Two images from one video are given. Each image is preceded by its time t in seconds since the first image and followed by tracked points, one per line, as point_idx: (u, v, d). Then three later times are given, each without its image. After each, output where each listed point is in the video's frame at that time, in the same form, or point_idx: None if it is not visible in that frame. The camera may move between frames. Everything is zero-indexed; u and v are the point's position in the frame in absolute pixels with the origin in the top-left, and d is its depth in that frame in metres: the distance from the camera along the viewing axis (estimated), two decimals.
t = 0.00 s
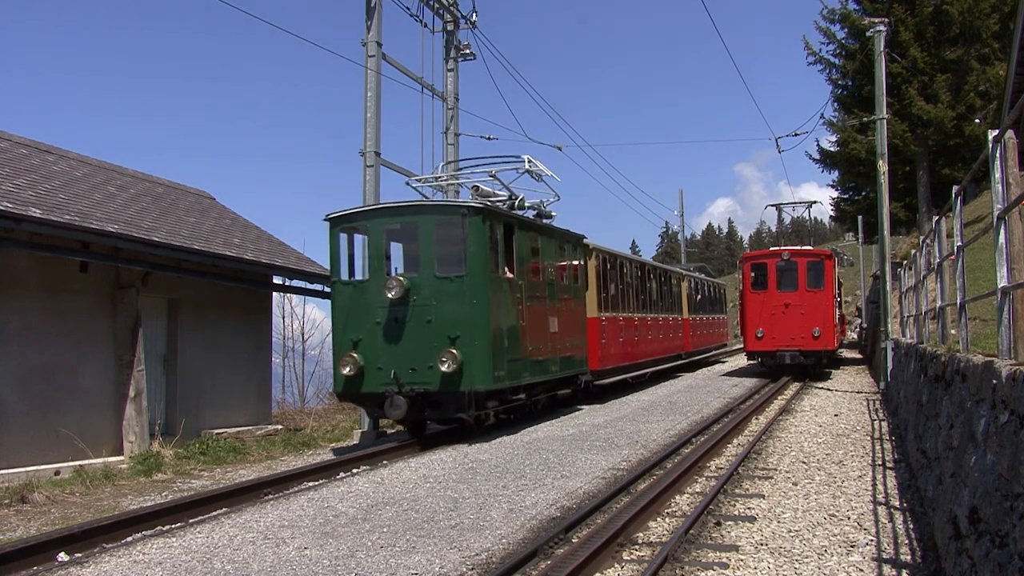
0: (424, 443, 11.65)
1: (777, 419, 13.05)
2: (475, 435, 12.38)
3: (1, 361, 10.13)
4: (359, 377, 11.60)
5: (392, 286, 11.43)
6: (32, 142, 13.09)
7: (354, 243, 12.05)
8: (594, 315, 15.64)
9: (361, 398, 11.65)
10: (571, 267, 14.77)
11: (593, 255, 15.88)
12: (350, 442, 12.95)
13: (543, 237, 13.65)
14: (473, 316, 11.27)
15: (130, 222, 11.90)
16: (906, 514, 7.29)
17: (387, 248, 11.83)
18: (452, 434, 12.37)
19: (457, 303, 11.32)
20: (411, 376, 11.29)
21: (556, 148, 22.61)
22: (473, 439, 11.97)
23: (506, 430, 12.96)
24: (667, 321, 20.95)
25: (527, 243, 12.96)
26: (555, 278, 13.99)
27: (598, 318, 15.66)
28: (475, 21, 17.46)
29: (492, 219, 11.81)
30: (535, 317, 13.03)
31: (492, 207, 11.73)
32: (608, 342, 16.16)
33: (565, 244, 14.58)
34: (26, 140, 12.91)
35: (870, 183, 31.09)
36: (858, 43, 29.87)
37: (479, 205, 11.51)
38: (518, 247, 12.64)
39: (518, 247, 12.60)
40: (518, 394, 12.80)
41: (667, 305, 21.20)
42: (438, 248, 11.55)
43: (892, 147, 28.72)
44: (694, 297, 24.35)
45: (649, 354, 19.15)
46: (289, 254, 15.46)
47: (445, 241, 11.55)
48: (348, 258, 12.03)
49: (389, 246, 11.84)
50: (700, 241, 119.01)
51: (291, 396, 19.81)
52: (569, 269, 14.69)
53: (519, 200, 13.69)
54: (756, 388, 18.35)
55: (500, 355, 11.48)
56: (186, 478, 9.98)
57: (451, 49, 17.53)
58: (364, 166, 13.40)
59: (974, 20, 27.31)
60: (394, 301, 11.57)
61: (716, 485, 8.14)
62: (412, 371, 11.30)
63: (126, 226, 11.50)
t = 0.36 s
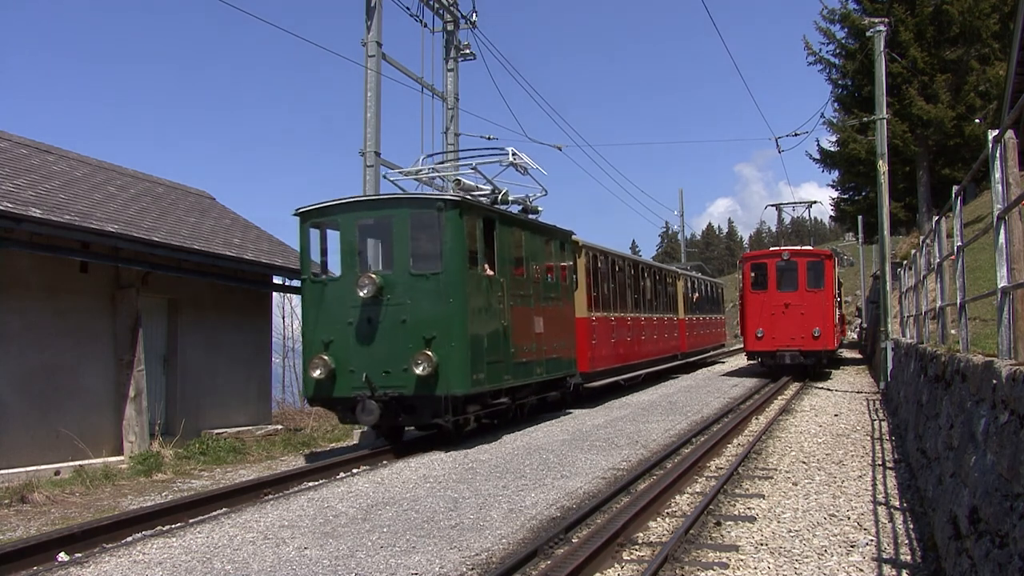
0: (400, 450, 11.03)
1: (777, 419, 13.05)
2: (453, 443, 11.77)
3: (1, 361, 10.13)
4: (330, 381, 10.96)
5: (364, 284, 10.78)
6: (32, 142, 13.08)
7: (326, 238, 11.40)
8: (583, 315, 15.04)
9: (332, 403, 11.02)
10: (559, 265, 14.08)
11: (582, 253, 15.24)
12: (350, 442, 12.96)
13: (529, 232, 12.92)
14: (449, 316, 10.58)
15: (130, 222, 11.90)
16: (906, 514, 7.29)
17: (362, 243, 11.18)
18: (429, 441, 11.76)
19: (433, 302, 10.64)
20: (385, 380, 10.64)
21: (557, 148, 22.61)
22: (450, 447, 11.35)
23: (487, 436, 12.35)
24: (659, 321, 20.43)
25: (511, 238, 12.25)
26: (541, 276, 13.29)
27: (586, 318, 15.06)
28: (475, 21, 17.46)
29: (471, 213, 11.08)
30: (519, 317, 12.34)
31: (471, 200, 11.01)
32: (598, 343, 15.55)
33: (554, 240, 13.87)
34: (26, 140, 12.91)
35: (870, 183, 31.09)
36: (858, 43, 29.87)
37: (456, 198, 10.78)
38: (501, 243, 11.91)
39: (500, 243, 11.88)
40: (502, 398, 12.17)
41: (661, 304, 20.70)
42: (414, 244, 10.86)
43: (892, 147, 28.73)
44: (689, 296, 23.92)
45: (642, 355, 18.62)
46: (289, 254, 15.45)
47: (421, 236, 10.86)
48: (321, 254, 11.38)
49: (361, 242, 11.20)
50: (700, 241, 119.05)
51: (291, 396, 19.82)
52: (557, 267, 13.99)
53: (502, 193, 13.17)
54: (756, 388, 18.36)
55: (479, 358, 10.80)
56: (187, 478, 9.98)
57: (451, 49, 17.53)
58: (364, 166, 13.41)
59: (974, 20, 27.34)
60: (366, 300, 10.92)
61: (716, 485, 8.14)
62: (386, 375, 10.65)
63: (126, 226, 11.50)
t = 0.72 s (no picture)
0: (372, 458, 10.52)
1: (777, 419, 13.05)
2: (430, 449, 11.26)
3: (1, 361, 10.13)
4: (298, 384, 10.46)
5: (333, 282, 10.31)
6: (32, 142, 13.08)
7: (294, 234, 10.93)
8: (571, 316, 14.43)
9: (300, 407, 10.53)
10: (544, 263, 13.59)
11: (569, 250, 14.65)
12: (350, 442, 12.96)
13: (509, 229, 12.43)
14: (422, 316, 10.12)
15: (130, 222, 11.91)
16: (906, 514, 7.29)
17: (332, 239, 10.72)
18: (405, 446, 11.27)
19: (405, 301, 10.18)
20: (355, 383, 10.15)
21: (556, 148, 22.64)
22: (427, 453, 10.85)
23: (468, 442, 11.83)
24: (654, 321, 19.82)
25: (490, 234, 11.78)
26: (523, 274, 12.79)
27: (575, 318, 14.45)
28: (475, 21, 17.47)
29: (446, 207, 10.62)
30: (500, 317, 11.85)
31: (446, 194, 10.56)
32: (588, 345, 14.93)
33: (537, 237, 13.39)
34: (26, 140, 12.91)
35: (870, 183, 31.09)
36: (858, 42, 29.87)
37: (430, 190, 10.32)
38: (479, 239, 11.44)
39: (479, 239, 11.40)
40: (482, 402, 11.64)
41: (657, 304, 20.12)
42: (386, 239, 10.41)
43: (892, 147, 28.74)
44: (684, 295, 23.39)
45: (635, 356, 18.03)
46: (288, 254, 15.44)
47: (393, 231, 10.42)
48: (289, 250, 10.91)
49: (332, 238, 10.72)
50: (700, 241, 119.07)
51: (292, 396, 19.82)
52: (540, 265, 13.50)
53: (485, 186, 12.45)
54: (756, 388, 18.36)
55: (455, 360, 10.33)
56: (186, 478, 9.98)
57: (451, 49, 17.53)
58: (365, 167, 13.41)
59: (974, 20, 27.35)
60: (336, 299, 10.44)
61: (716, 485, 8.14)
62: (356, 378, 10.17)
63: (126, 226, 11.50)
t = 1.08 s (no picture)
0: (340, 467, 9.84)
1: (777, 419, 13.05)
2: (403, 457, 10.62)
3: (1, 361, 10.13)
4: (261, 388, 9.76)
5: (298, 279, 9.58)
6: (32, 141, 13.08)
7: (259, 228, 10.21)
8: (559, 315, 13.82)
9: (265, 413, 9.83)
10: (528, 260, 12.93)
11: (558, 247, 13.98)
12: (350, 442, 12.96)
13: (490, 223, 11.72)
14: (392, 315, 9.39)
15: (130, 222, 11.91)
16: (906, 514, 7.29)
17: (298, 233, 10.00)
18: (376, 456, 10.55)
19: (374, 299, 9.45)
20: (322, 387, 9.46)
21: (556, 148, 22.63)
22: (397, 463, 10.13)
23: (445, 451, 11.11)
24: (649, 321, 19.22)
25: (469, 228, 11.08)
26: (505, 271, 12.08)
27: (563, 318, 13.84)
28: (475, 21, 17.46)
29: (419, 198, 9.90)
30: (479, 316, 11.16)
31: (419, 184, 9.83)
32: (577, 346, 14.32)
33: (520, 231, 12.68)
34: (26, 140, 12.92)
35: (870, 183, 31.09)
36: (858, 42, 29.88)
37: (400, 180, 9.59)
38: (456, 233, 10.72)
39: (456, 233, 10.69)
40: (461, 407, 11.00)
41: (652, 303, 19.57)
42: (354, 233, 9.69)
43: (892, 147, 28.73)
44: (681, 293, 22.95)
45: (629, 358, 17.41)
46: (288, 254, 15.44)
47: (362, 224, 9.69)
48: (253, 246, 10.19)
49: (299, 232, 10.00)
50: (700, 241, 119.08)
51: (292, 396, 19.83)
52: (525, 261, 12.80)
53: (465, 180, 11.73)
54: (756, 388, 18.36)
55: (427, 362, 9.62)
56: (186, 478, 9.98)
57: (451, 49, 17.53)
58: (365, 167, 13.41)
59: (974, 20, 27.37)
60: (302, 297, 9.72)
61: (716, 485, 8.14)
62: (323, 382, 9.47)
63: (126, 226, 11.51)
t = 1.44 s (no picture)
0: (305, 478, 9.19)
1: (777, 419, 13.05)
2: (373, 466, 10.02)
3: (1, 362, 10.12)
4: (220, 392, 9.08)
5: (258, 275, 8.90)
6: (32, 142, 13.09)
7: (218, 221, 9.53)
8: (544, 315, 13.34)
9: (224, 419, 9.15)
10: (509, 258, 12.34)
11: (542, 243, 13.46)
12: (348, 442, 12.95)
13: (467, 218, 11.11)
14: (358, 315, 8.76)
15: (130, 222, 11.91)
16: (906, 514, 7.29)
17: (261, 227, 9.34)
18: (345, 465, 9.94)
19: (340, 297, 8.82)
20: (284, 392, 8.82)
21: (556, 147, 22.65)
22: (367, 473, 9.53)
23: (419, 458, 10.51)
24: (643, 321, 18.87)
25: (445, 222, 10.47)
26: (484, 268, 11.49)
27: (548, 318, 13.36)
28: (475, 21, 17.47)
29: (390, 190, 9.28)
30: (454, 317, 10.54)
31: (389, 174, 9.21)
32: (564, 347, 13.85)
33: (500, 226, 12.09)
34: (26, 140, 12.92)
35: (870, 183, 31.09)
36: (858, 42, 29.87)
37: (369, 170, 8.97)
38: (430, 229, 10.10)
39: (430, 228, 10.07)
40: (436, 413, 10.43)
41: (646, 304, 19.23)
42: (320, 227, 9.07)
43: (892, 147, 28.70)
44: (677, 293, 22.72)
45: (621, 360, 17.03)
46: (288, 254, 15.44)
47: (328, 217, 9.07)
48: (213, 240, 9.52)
49: (261, 226, 9.34)
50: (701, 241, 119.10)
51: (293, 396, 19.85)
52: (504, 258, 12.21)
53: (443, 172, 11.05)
54: (756, 387, 18.37)
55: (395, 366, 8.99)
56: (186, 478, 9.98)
57: (451, 49, 17.53)
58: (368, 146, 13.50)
59: (974, 20, 27.36)
60: (263, 295, 9.04)
61: (716, 485, 8.14)
62: (286, 386, 8.82)
63: (126, 226, 11.50)
